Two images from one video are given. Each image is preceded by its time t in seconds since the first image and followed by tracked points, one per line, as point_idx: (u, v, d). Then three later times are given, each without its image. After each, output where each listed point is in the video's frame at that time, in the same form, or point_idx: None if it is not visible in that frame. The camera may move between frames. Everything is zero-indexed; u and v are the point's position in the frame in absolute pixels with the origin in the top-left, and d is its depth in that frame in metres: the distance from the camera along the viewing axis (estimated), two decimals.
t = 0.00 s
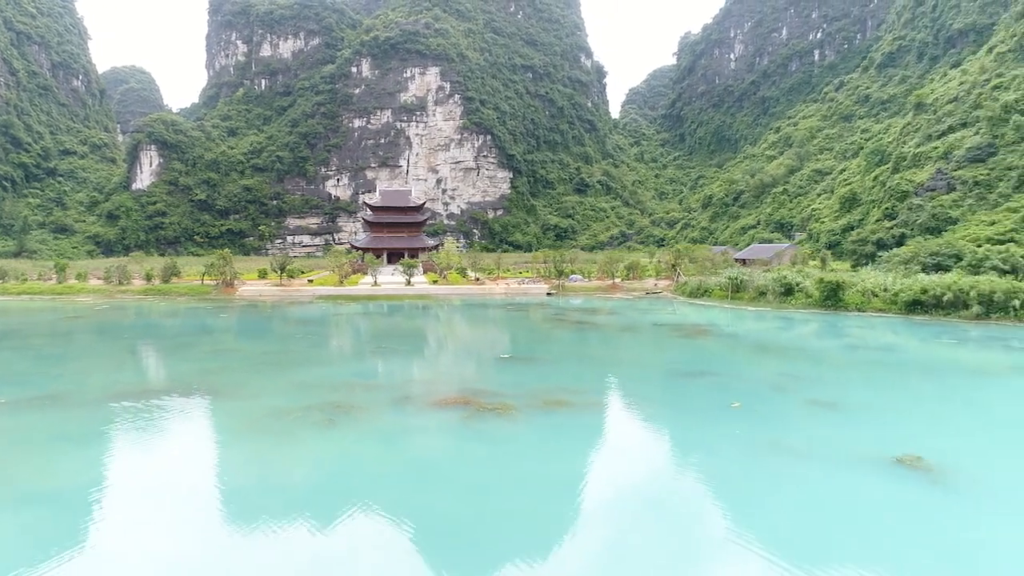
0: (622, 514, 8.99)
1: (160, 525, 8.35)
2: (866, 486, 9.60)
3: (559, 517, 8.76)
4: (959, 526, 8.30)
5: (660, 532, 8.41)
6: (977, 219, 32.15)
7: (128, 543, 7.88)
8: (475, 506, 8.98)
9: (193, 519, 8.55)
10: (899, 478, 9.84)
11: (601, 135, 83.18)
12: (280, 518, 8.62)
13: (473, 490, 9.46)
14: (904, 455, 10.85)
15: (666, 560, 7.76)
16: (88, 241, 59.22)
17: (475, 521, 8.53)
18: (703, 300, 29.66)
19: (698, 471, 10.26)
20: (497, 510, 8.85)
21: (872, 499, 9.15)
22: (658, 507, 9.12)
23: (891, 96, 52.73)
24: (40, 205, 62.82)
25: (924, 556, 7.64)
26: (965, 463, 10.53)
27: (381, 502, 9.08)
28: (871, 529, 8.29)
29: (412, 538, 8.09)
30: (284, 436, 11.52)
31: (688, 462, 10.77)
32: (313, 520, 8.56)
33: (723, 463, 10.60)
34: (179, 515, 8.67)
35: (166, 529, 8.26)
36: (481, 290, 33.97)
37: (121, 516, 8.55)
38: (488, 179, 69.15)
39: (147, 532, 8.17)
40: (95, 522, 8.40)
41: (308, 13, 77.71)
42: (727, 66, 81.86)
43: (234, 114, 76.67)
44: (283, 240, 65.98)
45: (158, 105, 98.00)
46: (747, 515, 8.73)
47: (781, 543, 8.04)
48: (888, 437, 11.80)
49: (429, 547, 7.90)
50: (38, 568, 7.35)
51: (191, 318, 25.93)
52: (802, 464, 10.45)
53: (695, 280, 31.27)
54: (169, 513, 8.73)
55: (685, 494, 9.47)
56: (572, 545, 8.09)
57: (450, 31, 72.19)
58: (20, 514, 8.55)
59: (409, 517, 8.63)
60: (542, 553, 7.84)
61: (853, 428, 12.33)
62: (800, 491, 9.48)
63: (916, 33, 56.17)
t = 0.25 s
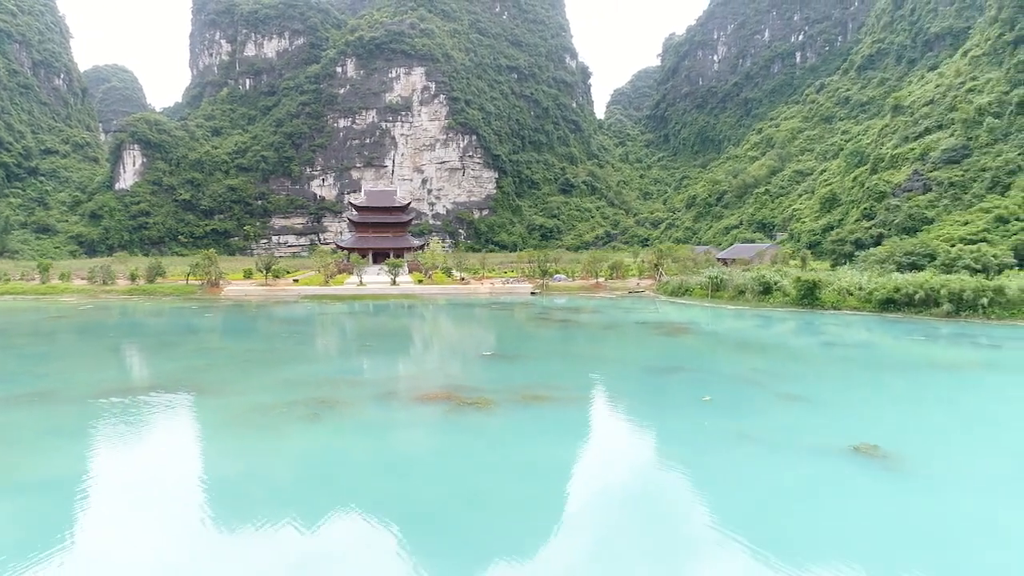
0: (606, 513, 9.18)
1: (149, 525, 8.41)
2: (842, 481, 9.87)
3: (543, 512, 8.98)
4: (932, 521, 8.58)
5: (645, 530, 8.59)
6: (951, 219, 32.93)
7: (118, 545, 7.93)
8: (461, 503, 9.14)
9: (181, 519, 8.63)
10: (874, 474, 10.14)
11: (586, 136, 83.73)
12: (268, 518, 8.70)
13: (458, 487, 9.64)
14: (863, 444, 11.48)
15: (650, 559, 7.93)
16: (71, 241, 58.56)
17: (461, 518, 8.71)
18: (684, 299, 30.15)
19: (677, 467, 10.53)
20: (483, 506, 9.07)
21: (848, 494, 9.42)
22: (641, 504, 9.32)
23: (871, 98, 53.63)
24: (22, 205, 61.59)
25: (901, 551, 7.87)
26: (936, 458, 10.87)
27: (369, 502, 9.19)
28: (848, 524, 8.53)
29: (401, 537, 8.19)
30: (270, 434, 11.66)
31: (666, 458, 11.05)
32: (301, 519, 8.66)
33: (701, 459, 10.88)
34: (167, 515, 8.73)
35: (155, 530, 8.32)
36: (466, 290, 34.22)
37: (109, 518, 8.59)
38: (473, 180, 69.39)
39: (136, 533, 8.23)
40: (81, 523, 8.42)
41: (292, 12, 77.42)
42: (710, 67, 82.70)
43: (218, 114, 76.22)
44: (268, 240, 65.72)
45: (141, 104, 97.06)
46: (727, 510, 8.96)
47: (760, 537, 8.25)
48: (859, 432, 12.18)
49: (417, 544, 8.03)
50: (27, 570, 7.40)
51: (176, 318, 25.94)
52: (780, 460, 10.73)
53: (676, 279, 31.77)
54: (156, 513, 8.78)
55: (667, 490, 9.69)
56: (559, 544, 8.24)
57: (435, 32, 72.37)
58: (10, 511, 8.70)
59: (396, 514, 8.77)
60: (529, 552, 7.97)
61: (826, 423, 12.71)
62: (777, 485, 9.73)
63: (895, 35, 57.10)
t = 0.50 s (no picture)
0: (587, 509, 9.29)
1: (131, 527, 8.42)
2: (818, 475, 10.08)
3: (524, 508, 9.13)
4: (905, 512, 8.79)
5: (627, 525, 8.69)
6: (926, 219, 33.72)
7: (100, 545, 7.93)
8: (444, 501, 9.24)
9: (164, 519, 8.64)
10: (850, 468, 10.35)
11: (571, 136, 84.28)
12: (250, 519, 8.72)
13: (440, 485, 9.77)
14: (821, 433, 12.05)
15: (632, 552, 8.04)
16: (52, 241, 57.92)
17: (443, 514, 8.83)
18: (664, 298, 30.63)
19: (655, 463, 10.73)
20: (465, 503, 9.18)
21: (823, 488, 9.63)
22: (622, 500, 9.45)
23: (850, 101, 54.52)
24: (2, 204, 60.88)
25: (875, 542, 8.04)
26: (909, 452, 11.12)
27: (352, 502, 9.24)
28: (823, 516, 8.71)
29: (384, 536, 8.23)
30: (253, 434, 11.77)
31: (645, 455, 11.25)
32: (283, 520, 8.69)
33: (679, 455, 11.10)
34: (148, 516, 8.74)
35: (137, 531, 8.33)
36: (450, 290, 34.44)
37: (90, 518, 8.60)
38: (458, 180, 69.64)
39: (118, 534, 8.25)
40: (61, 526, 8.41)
41: (277, 12, 77.13)
42: (694, 69, 83.52)
43: (202, 113, 75.75)
44: (253, 240, 65.39)
45: (123, 103, 96.14)
46: (704, 505, 9.14)
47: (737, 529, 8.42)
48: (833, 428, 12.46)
49: (400, 541, 8.11)
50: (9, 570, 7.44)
51: (160, 318, 25.94)
52: (757, 455, 10.94)
53: (658, 279, 32.24)
54: (139, 514, 8.80)
55: (646, 486, 9.85)
56: (543, 541, 8.32)
57: (420, 32, 72.51)
58: None
59: (379, 513, 8.85)
60: (513, 549, 8.05)
61: (800, 419, 13.02)
62: (754, 480, 9.93)
63: (874, 39, 58.00)
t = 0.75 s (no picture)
0: (574, 508, 9.43)
1: (118, 531, 8.44)
2: (797, 472, 10.32)
3: (511, 506, 9.30)
4: (882, 509, 9.03)
5: (615, 524, 8.83)
6: (902, 220, 34.52)
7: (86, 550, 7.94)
8: (431, 500, 9.37)
9: (151, 522, 8.67)
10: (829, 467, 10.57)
11: (556, 137, 84.78)
12: (237, 522, 8.77)
13: (427, 484, 9.89)
14: (784, 425, 12.71)
15: (617, 551, 8.17)
16: (33, 241, 57.32)
17: (430, 514, 8.94)
18: (646, 298, 31.09)
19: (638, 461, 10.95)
20: (451, 503, 9.31)
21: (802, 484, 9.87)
22: (606, 499, 9.61)
23: (831, 103, 55.35)
24: None
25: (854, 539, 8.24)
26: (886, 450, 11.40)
27: (339, 501, 9.35)
28: (802, 513, 8.93)
29: (372, 537, 8.31)
30: (240, 434, 11.87)
31: (628, 453, 11.44)
32: (271, 521, 8.75)
33: (661, 453, 11.30)
34: (135, 519, 8.75)
35: (123, 535, 8.35)
36: (434, 289, 34.68)
37: (76, 522, 8.60)
38: (443, 180, 69.80)
39: (104, 538, 8.26)
40: (47, 531, 8.41)
41: (261, 11, 76.82)
42: (678, 70, 84.27)
43: (186, 113, 75.26)
44: (237, 240, 65.08)
45: (105, 102, 95.20)
46: (686, 503, 9.33)
47: (718, 526, 8.61)
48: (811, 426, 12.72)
49: (387, 541, 8.22)
50: None
51: (145, 318, 25.92)
52: (738, 453, 11.17)
53: (639, 278, 32.71)
54: (125, 517, 8.82)
55: (630, 484, 10.02)
56: (530, 541, 8.44)
57: (405, 33, 72.62)
58: None
59: (366, 514, 8.95)
60: (500, 550, 8.16)
61: (779, 417, 13.30)
62: (735, 478, 10.13)
63: (854, 41, 58.81)
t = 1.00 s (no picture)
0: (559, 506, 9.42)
1: (97, 534, 8.38)
2: (778, 469, 10.45)
3: (495, 504, 9.34)
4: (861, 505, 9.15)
5: (599, 522, 8.84)
6: (876, 220, 35.34)
7: (67, 554, 7.88)
8: (416, 501, 9.33)
9: (132, 526, 8.62)
10: (814, 465, 10.68)
11: (540, 137, 85.28)
12: (217, 524, 8.74)
13: (411, 485, 9.90)
14: (747, 417, 13.33)
15: (602, 549, 8.19)
16: (13, 241, 56.74)
17: (416, 514, 8.94)
18: (626, 297, 31.58)
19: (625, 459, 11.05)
20: (434, 500, 9.37)
21: (783, 481, 9.98)
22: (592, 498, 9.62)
23: (810, 105, 56.19)
24: None
25: (834, 534, 8.35)
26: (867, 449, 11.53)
27: (321, 500, 9.37)
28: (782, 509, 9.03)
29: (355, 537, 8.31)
30: (221, 434, 11.98)
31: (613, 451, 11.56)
32: (254, 522, 8.75)
33: (643, 451, 11.42)
34: (114, 523, 8.70)
35: (106, 539, 8.30)
36: (417, 289, 34.91)
37: (57, 527, 8.55)
38: (428, 180, 69.95)
39: (85, 542, 8.20)
40: (27, 534, 8.42)
41: (244, 11, 76.51)
42: (661, 71, 85.02)
43: (169, 112, 74.78)
44: (220, 240, 64.74)
45: (86, 101, 94.26)
46: (667, 500, 9.43)
47: (700, 523, 8.69)
48: (789, 425, 12.91)
49: (369, 539, 8.25)
50: None
51: (127, 318, 25.93)
52: (718, 450, 11.34)
53: (620, 278, 33.19)
54: (106, 519, 8.83)
55: (613, 482, 10.09)
56: (512, 540, 8.46)
57: (389, 33, 72.72)
58: None
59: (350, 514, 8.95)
60: (483, 549, 8.16)
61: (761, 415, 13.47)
62: (713, 473, 10.33)
63: (833, 44, 59.60)
